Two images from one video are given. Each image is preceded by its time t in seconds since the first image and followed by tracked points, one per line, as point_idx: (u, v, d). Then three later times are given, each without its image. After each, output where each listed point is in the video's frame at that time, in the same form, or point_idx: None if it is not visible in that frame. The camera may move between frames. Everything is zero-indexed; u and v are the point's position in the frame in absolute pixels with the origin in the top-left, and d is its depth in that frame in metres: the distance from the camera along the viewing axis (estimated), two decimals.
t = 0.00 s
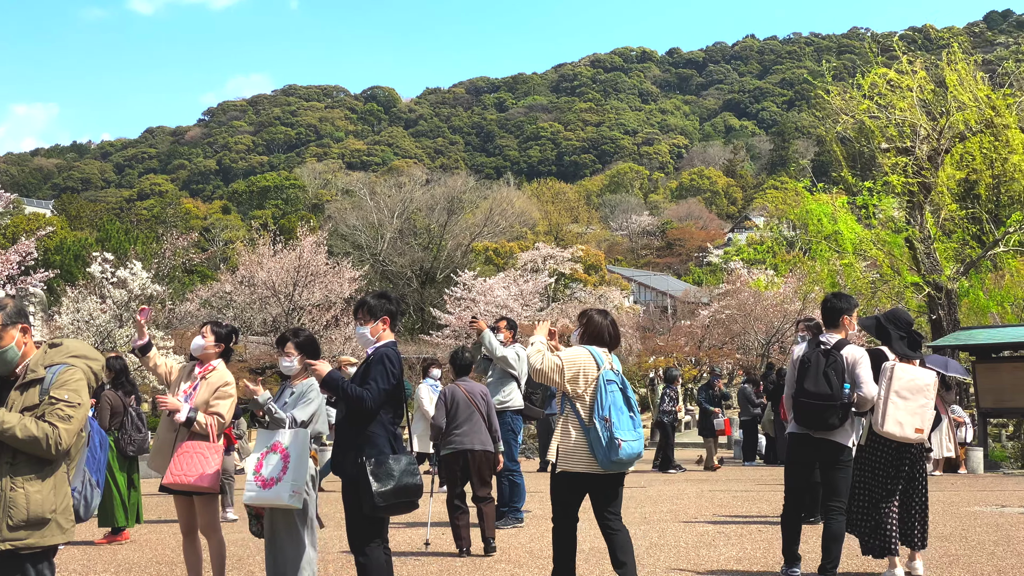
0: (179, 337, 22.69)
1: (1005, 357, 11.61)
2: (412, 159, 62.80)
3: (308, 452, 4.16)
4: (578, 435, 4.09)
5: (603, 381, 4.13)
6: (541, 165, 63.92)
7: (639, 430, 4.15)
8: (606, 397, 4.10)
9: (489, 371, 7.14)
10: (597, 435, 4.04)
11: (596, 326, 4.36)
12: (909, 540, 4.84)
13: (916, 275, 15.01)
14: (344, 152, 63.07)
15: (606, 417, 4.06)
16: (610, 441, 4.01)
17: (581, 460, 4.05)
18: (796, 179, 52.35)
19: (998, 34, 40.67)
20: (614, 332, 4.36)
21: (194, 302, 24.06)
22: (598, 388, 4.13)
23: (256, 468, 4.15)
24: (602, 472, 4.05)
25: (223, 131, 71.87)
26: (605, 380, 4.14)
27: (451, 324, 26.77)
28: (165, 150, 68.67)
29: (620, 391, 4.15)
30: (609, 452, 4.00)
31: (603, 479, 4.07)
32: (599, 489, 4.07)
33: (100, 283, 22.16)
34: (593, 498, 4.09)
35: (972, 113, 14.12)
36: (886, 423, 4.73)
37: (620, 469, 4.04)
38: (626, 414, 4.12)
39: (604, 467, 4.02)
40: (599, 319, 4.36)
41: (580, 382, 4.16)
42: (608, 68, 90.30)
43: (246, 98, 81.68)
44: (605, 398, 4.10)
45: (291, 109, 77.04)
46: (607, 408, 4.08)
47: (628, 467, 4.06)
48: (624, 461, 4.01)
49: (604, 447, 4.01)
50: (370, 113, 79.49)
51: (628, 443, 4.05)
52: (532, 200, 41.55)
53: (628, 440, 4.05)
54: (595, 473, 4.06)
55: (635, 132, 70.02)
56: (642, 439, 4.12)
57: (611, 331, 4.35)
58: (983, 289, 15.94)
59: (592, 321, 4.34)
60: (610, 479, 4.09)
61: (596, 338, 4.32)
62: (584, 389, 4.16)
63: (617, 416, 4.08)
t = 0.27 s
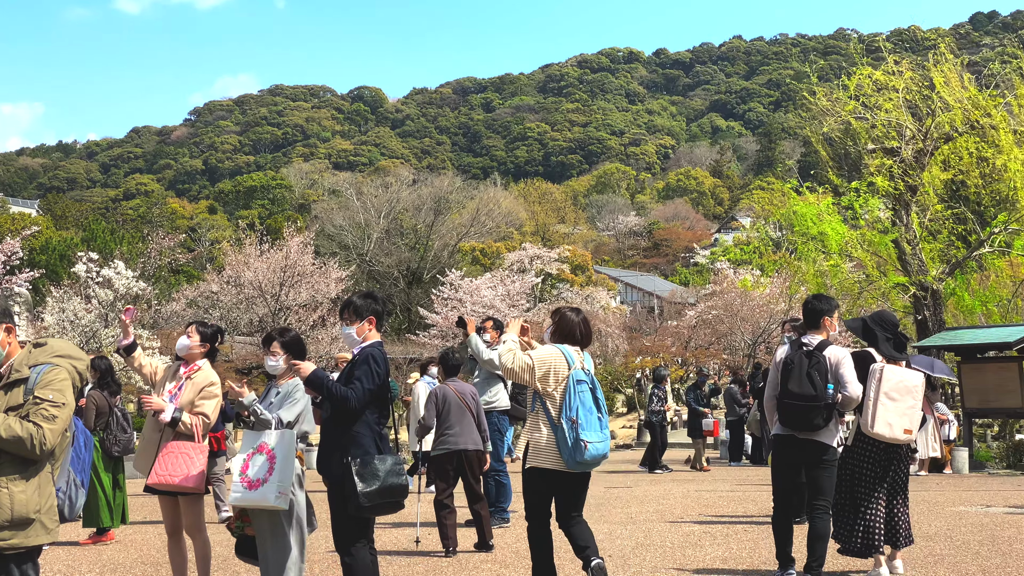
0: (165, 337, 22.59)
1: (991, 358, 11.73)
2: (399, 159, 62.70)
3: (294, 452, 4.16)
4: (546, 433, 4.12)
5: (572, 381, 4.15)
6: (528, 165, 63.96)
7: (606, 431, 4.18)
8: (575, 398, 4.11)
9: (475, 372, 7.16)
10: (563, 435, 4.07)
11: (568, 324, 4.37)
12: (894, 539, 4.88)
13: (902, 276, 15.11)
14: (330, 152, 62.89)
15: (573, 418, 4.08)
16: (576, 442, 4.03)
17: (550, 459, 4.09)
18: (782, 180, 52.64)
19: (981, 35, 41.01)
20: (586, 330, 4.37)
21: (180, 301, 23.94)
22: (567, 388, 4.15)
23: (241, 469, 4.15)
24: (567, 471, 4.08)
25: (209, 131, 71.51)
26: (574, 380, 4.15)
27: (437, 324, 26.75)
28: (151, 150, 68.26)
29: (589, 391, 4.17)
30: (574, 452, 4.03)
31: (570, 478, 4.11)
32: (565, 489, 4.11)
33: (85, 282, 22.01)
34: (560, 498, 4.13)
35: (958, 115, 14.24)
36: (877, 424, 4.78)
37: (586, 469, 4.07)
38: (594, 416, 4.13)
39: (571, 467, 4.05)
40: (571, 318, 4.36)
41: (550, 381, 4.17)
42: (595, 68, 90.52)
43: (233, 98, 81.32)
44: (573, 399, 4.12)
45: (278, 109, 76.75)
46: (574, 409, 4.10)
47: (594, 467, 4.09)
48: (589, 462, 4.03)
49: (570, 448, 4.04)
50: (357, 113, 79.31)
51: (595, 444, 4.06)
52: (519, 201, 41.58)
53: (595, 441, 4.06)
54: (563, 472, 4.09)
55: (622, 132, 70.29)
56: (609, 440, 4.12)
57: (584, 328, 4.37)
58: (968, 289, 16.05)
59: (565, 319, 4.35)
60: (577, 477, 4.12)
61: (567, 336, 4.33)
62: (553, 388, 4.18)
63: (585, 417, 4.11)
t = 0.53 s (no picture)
0: (151, 338, 22.46)
1: (975, 358, 11.83)
2: (386, 159, 62.61)
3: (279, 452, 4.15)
4: (522, 427, 4.16)
5: (546, 376, 4.19)
6: (515, 166, 64.00)
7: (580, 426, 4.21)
8: (549, 393, 4.15)
9: (461, 373, 7.19)
10: (537, 430, 4.10)
11: (544, 321, 4.43)
12: (878, 539, 4.92)
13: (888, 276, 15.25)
14: (317, 152, 62.72)
15: (547, 412, 4.12)
16: (549, 436, 4.07)
17: (523, 453, 4.11)
18: (769, 181, 52.92)
19: (965, 36, 41.31)
20: (562, 327, 4.42)
21: (166, 302, 23.81)
22: (541, 383, 4.18)
23: (227, 470, 4.14)
24: (541, 466, 4.11)
25: (195, 131, 71.16)
26: (549, 376, 4.19)
27: (424, 324, 26.74)
28: (137, 149, 67.87)
29: (563, 386, 4.20)
30: (548, 447, 4.07)
31: (543, 472, 4.14)
32: (536, 483, 4.14)
33: (70, 282, 21.85)
34: (533, 492, 4.15)
35: (943, 116, 14.20)
36: (867, 425, 4.83)
37: (557, 463, 4.11)
38: (567, 411, 4.17)
39: (544, 461, 4.09)
40: (547, 315, 4.42)
41: (524, 375, 4.21)
42: (582, 69, 90.67)
43: (219, 97, 80.95)
44: (548, 393, 4.16)
45: (265, 109, 76.46)
46: (548, 403, 4.14)
47: (566, 461, 4.13)
48: (562, 456, 4.08)
49: (544, 442, 4.08)
50: (344, 113, 79.13)
51: (568, 438, 4.10)
52: (506, 201, 41.61)
53: (568, 435, 4.10)
54: (537, 466, 4.12)
55: (610, 133, 70.48)
56: (582, 434, 4.17)
57: (560, 325, 4.42)
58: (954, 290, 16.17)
59: (540, 316, 4.41)
60: (549, 471, 4.15)
61: (543, 333, 4.40)
62: (529, 382, 4.21)
63: (558, 412, 4.14)
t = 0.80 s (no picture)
0: (137, 338, 22.33)
1: (961, 358, 11.94)
2: (373, 159, 62.49)
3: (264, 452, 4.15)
4: (500, 428, 4.19)
5: (525, 376, 4.24)
6: (502, 166, 64.03)
7: (557, 427, 4.27)
8: (527, 393, 4.20)
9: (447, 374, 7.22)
10: (516, 428, 4.14)
11: (521, 324, 4.50)
12: (863, 538, 4.95)
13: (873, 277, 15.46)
14: (304, 152, 62.51)
15: (526, 412, 4.17)
16: (528, 435, 4.12)
17: (501, 451, 4.15)
18: (756, 181, 53.17)
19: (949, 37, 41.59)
20: (539, 330, 4.50)
21: (152, 301, 23.67)
22: (520, 383, 4.24)
23: (212, 470, 4.13)
24: (518, 464, 4.15)
25: (181, 130, 70.77)
26: (526, 376, 4.25)
27: (411, 324, 26.71)
28: (123, 149, 67.43)
29: (540, 387, 4.27)
30: (526, 446, 4.11)
31: (520, 471, 4.17)
32: (514, 482, 4.16)
33: (55, 282, 21.66)
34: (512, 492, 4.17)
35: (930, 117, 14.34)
36: (853, 424, 4.87)
37: (534, 462, 4.16)
38: (545, 411, 4.23)
39: (522, 461, 4.12)
40: (525, 318, 4.49)
41: (502, 375, 4.25)
42: (569, 69, 90.79)
43: (205, 97, 80.54)
44: (527, 393, 4.22)
45: (251, 108, 76.12)
46: (526, 404, 4.20)
47: (543, 461, 4.18)
48: (539, 455, 4.13)
49: (522, 441, 4.12)
50: (331, 113, 78.89)
51: (545, 438, 4.16)
52: (493, 201, 41.62)
53: (545, 434, 4.16)
54: (513, 466, 4.16)
55: (597, 133, 70.63)
56: (559, 434, 4.23)
57: (537, 329, 4.50)
58: (939, 291, 16.31)
59: (518, 319, 4.48)
60: (524, 471, 4.19)
61: (521, 335, 4.47)
62: (505, 383, 4.26)
63: (536, 412, 4.20)
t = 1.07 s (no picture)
0: (122, 338, 22.20)
1: (946, 358, 12.04)
2: (359, 159, 62.34)
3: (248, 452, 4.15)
4: (480, 431, 4.23)
5: (505, 380, 4.30)
6: (489, 166, 64.03)
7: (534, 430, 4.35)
8: (506, 396, 4.26)
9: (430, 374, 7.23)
10: (495, 432, 4.20)
11: (498, 329, 4.55)
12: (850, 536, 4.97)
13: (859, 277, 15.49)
14: (290, 152, 62.27)
15: (506, 415, 4.23)
16: (508, 438, 4.18)
17: (481, 453, 4.19)
18: (742, 181, 53.39)
19: (932, 38, 41.96)
20: (516, 334, 4.56)
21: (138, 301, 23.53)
22: (500, 387, 4.30)
23: (196, 471, 4.12)
24: (496, 467, 4.20)
25: (167, 130, 70.35)
26: (505, 379, 4.31)
27: (397, 324, 26.68)
28: (108, 148, 66.94)
29: (519, 391, 4.33)
30: (506, 448, 4.17)
31: (498, 474, 4.23)
32: (493, 484, 4.21)
33: (40, 281, 21.49)
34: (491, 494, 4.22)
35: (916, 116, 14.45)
36: (838, 424, 4.90)
37: (513, 465, 4.22)
38: (524, 414, 4.30)
39: (500, 463, 4.18)
40: (503, 323, 4.55)
41: (481, 379, 4.30)
42: (556, 69, 90.87)
43: (191, 96, 80.10)
44: (507, 396, 4.28)
45: (237, 108, 75.74)
46: (506, 407, 4.25)
47: (521, 463, 4.24)
48: (519, 458, 4.18)
49: (502, 444, 4.18)
50: (317, 112, 78.62)
51: (525, 441, 4.22)
52: (479, 201, 41.61)
53: (525, 437, 4.23)
54: (493, 468, 4.22)
55: (583, 133, 70.71)
56: (537, 437, 4.31)
57: (513, 333, 4.56)
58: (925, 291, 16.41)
59: (496, 323, 4.53)
60: (503, 473, 4.25)
61: (498, 339, 4.52)
62: (484, 385, 4.30)
63: (516, 415, 4.26)
